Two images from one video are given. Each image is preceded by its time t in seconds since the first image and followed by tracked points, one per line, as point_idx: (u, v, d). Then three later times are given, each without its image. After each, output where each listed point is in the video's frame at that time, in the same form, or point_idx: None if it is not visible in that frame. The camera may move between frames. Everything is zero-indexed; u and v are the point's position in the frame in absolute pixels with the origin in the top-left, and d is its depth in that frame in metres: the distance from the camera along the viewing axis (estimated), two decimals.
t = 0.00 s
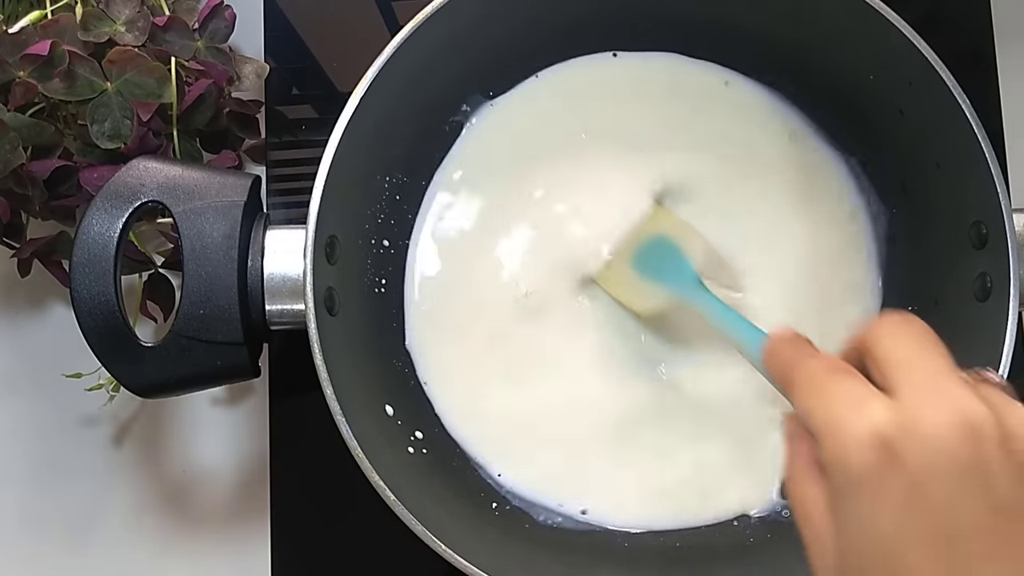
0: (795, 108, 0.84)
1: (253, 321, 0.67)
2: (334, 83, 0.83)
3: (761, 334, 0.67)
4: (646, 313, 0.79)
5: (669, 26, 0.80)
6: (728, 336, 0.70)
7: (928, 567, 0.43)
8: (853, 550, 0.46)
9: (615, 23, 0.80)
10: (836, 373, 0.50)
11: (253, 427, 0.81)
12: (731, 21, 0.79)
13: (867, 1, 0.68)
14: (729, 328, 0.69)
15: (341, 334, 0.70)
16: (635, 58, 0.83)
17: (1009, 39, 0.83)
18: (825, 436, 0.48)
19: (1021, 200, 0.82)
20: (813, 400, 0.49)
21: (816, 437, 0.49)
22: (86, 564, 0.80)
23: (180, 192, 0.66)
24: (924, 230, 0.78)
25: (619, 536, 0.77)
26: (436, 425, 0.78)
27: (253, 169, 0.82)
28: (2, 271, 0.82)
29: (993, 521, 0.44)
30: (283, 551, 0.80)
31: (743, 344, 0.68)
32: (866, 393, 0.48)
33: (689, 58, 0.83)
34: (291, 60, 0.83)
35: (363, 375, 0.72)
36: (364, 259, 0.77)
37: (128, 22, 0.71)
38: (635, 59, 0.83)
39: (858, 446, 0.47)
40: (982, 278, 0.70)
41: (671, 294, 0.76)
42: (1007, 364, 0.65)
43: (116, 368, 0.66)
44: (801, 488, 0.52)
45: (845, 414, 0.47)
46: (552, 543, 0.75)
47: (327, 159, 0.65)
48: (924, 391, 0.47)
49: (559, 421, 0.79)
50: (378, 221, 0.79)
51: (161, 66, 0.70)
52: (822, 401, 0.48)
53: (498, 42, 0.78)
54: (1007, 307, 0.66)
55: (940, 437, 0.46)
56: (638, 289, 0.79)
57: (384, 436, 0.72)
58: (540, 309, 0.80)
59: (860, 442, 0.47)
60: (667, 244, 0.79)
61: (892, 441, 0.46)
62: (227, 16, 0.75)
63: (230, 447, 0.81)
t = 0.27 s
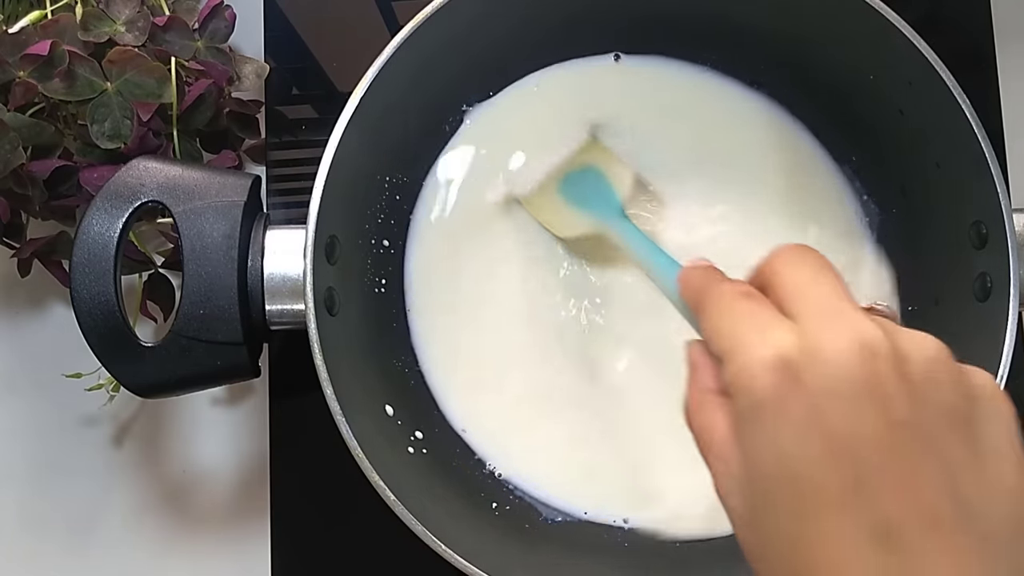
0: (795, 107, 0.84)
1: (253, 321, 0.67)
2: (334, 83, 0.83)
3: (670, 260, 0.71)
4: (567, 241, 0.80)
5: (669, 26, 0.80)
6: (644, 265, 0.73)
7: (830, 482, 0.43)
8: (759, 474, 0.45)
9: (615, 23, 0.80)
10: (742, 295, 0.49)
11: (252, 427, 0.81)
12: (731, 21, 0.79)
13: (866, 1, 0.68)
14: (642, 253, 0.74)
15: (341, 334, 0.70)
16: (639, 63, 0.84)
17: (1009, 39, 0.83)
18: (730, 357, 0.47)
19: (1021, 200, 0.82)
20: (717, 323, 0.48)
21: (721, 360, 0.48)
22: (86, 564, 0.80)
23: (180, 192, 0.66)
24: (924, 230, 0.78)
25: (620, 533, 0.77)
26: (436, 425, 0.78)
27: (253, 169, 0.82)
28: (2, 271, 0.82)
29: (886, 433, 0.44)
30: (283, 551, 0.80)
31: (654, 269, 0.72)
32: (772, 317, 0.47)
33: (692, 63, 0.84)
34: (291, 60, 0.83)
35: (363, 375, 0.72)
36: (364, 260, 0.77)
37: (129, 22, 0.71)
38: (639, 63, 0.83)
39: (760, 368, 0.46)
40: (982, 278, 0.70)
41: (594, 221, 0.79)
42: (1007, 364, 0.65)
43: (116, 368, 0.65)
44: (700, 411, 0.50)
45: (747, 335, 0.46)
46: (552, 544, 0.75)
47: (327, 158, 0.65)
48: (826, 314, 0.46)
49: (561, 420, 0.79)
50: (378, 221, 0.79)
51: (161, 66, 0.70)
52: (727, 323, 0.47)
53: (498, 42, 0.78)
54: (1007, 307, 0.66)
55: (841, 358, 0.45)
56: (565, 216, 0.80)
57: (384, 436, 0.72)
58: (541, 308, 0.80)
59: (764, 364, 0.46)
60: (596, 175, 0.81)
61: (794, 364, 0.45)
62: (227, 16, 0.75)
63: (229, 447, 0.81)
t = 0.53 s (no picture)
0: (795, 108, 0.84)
1: (253, 321, 0.67)
2: (334, 83, 0.83)
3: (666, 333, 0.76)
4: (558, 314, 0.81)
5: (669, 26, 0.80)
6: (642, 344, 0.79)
7: (840, 551, 0.38)
8: (771, 552, 0.41)
9: (615, 24, 0.80)
10: (731, 373, 0.45)
11: (252, 427, 0.81)
12: (731, 21, 0.79)
13: (866, 1, 0.68)
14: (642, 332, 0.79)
15: (341, 334, 0.70)
16: (644, 79, 0.85)
17: (1009, 39, 0.83)
18: (725, 436, 0.43)
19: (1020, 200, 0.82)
20: (711, 403, 0.45)
21: (720, 442, 0.44)
22: (86, 564, 0.80)
23: (180, 192, 0.66)
24: (924, 230, 0.78)
25: (624, 541, 0.76)
26: (436, 425, 0.78)
27: (253, 169, 0.82)
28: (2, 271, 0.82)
29: (894, 496, 0.39)
30: (283, 551, 0.80)
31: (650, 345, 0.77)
32: (761, 389, 0.43)
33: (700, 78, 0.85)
34: (291, 60, 0.83)
35: (363, 375, 0.72)
36: (364, 260, 0.77)
37: (128, 22, 0.71)
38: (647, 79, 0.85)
39: (754, 442, 0.42)
40: (982, 278, 0.70)
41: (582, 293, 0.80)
42: (1007, 364, 0.65)
43: (116, 367, 0.65)
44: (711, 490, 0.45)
45: (738, 413, 0.43)
46: (551, 544, 0.75)
47: (327, 159, 0.65)
48: (812, 377, 0.42)
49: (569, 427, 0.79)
50: (378, 221, 0.79)
51: (161, 66, 0.70)
52: (721, 404, 0.44)
53: (498, 42, 0.78)
54: (1007, 307, 0.66)
55: (832, 423, 0.41)
56: (549, 288, 0.82)
57: (384, 436, 0.72)
58: (546, 321, 0.81)
59: (756, 438, 0.42)
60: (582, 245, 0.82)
61: (786, 437, 0.41)
62: (227, 16, 0.75)
63: (230, 447, 0.81)
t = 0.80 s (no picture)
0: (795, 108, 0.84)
1: (253, 321, 0.67)
2: (334, 83, 0.83)
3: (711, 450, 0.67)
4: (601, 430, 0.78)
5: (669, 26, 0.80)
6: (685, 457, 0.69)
7: None
8: None
9: (615, 24, 0.80)
10: (772, 502, 0.45)
11: (252, 427, 0.81)
12: (732, 21, 0.79)
13: (866, 1, 0.68)
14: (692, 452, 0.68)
15: (341, 334, 0.70)
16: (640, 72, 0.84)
17: (1009, 39, 0.83)
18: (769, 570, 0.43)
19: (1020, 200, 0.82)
20: (754, 534, 0.45)
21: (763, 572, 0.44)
22: (87, 564, 0.80)
23: (180, 192, 0.66)
24: (924, 231, 0.78)
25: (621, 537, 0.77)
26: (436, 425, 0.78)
27: (253, 168, 0.82)
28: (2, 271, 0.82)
29: None
30: (283, 551, 0.80)
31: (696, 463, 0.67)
32: (806, 521, 0.44)
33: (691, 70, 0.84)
34: (291, 60, 0.83)
35: (363, 376, 0.72)
36: (364, 260, 0.77)
37: (128, 22, 0.71)
38: (635, 67, 0.83)
39: None
40: (982, 278, 0.70)
41: (624, 408, 0.75)
42: (1007, 364, 0.65)
43: (116, 368, 0.66)
44: None
45: (784, 544, 0.43)
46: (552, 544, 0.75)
47: (327, 159, 0.65)
48: (858, 509, 0.43)
49: (566, 421, 0.78)
50: (378, 221, 0.78)
51: (161, 66, 0.70)
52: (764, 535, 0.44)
53: (498, 43, 0.78)
54: (1007, 307, 0.66)
55: (878, 555, 0.42)
56: (589, 405, 0.77)
57: (384, 436, 0.72)
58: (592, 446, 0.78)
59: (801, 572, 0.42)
60: (623, 360, 0.76)
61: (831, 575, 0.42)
62: (227, 16, 0.75)
63: (229, 447, 0.81)
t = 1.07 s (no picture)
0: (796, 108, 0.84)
1: (253, 321, 0.67)
2: (334, 83, 0.83)
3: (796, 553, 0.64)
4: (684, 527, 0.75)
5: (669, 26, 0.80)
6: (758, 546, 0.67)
7: None
8: None
9: (615, 24, 0.80)
10: None
11: (252, 427, 0.81)
12: (732, 21, 0.79)
13: (867, 1, 0.68)
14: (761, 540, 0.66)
15: (341, 334, 0.70)
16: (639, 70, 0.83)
17: (1010, 39, 0.83)
18: None
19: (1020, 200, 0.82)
20: None
21: None
22: (87, 564, 0.80)
23: (180, 192, 0.66)
24: (924, 231, 0.78)
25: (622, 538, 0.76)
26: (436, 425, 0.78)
27: (253, 168, 0.82)
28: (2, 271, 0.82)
29: None
30: (283, 551, 0.80)
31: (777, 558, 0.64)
32: None
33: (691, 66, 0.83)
34: (291, 60, 0.83)
35: (363, 375, 0.72)
36: (364, 260, 0.76)
37: (128, 22, 0.71)
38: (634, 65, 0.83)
39: None
40: (982, 278, 0.70)
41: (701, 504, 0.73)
42: (1007, 365, 0.65)
43: (116, 368, 0.66)
44: None
45: None
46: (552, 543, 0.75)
47: (327, 159, 0.65)
48: None
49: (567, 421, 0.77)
50: (378, 221, 0.78)
51: (161, 66, 0.70)
52: None
53: (498, 43, 0.78)
54: (1007, 307, 0.66)
55: None
56: (665, 501, 0.75)
57: (384, 436, 0.72)
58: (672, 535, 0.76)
59: None
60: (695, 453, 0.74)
61: None
62: (227, 16, 0.75)
63: (229, 447, 0.81)
